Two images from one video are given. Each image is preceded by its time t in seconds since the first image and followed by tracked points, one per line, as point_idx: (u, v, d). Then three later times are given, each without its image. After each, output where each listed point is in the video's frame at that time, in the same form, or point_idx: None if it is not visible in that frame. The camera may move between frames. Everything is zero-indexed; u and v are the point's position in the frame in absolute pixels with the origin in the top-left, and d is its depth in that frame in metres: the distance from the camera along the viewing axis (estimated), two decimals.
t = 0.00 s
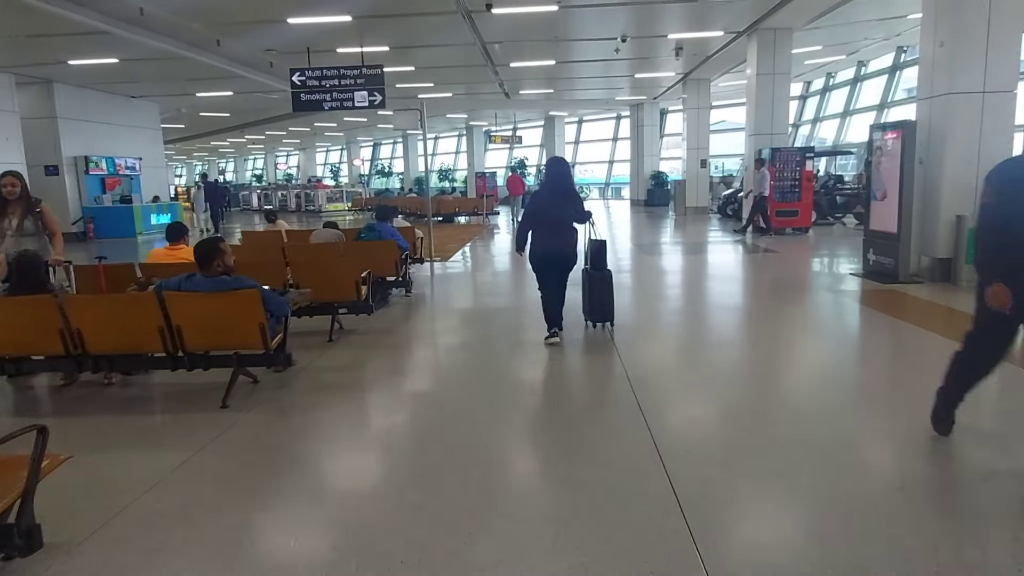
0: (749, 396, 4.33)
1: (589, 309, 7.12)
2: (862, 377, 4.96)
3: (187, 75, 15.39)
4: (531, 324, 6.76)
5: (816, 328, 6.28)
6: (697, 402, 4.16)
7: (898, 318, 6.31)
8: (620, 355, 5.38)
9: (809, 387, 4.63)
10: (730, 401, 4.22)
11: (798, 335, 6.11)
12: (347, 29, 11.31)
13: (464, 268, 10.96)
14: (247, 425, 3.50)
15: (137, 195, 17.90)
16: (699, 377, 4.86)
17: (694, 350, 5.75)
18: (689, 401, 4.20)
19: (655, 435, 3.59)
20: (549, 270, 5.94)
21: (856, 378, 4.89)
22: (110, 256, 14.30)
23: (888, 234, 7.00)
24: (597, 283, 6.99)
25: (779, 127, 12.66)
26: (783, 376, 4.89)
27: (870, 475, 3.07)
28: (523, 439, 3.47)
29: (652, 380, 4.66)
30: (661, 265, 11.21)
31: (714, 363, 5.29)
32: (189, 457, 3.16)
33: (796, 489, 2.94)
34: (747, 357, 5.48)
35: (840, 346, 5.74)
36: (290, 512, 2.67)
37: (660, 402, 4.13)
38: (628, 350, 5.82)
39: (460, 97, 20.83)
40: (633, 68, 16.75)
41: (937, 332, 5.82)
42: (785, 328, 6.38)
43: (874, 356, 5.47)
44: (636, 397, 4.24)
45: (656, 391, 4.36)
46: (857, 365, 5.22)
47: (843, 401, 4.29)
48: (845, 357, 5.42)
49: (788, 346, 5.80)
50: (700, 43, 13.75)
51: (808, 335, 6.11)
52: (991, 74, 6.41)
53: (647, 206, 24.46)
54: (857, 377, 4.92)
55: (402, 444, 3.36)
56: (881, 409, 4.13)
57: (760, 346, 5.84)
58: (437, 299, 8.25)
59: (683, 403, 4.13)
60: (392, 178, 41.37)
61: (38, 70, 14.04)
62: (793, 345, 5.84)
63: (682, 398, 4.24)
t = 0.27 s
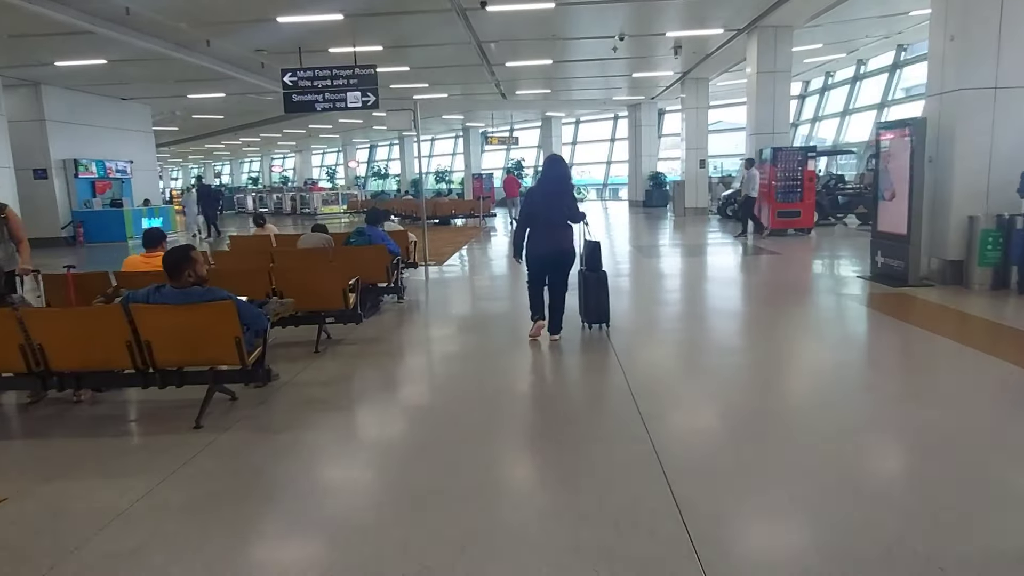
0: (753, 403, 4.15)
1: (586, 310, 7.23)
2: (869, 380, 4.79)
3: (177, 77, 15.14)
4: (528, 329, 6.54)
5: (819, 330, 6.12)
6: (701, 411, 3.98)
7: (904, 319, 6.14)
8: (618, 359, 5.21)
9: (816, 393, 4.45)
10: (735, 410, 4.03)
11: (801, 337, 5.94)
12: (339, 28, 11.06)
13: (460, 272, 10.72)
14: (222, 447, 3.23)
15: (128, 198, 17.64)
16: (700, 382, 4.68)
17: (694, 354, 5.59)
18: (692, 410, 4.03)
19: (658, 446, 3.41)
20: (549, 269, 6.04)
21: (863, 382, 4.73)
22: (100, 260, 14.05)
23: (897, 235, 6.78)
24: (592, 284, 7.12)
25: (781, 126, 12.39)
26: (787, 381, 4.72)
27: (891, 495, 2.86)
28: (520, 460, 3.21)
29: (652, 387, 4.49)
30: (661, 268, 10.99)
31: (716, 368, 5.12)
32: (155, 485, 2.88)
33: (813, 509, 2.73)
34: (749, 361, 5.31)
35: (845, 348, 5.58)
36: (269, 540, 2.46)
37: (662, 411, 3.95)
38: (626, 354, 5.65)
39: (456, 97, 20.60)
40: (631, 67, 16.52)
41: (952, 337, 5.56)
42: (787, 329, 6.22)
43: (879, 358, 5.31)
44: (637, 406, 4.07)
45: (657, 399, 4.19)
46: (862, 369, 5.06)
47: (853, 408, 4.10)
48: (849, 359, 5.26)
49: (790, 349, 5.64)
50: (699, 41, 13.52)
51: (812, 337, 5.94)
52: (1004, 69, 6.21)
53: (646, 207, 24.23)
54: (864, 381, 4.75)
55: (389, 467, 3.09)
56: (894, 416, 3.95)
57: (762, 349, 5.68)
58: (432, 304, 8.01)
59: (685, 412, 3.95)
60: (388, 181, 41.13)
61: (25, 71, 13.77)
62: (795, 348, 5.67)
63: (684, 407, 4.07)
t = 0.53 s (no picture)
0: (758, 412, 4.00)
1: (585, 312, 7.15)
2: (876, 386, 4.65)
3: (169, 77, 14.91)
4: (526, 336, 6.34)
5: (823, 334, 5.97)
6: (705, 422, 3.82)
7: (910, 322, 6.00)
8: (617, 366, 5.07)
9: (823, 401, 4.29)
10: (740, 420, 3.87)
11: (804, 342, 5.80)
12: (332, 27, 10.84)
13: (457, 275, 10.52)
14: (198, 471, 3.00)
15: (119, 201, 17.40)
16: (702, 389, 4.54)
17: (695, 359, 5.44)
18: (695, 420, 3.88)
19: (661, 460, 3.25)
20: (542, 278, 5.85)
21: (869, 388, 4.58)
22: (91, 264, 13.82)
23: (907, 237, 6.59)
24: (590, 286, 7.03)
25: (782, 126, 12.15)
26: (791, 387, 4.58)
27: (921, 521, 2.65)
28: (520, 484, 2.99)
29: (653, 395, 4.34)
30: (661, 271, 10.82)
31: (718, 374, 4.97)
32: (123, 515, 2.65)
33: (830, 535, 2.55)
34: (752, 367, 5.17)
35: (850, 352, 5.43)
36: None
37: (664, 422, 3.80)
38: (625, 360, 5.50)
39: (452, 98, 20.40)
40: (628, 67, 16.32)
41: (964, 344, 5.39)
42: (790, 333, 6.08)
43: (885, 362, 5.17)
44: (638, 416, 3.91)
45: (659, 409, 4.04)
46: (868, 374, 4.91)
47: (862, 417, 3.94)
48: (857, 366, 5.09)
49: (794, 354, 5.50)
50: (698, 39, 13.31)
51: (815, 341, 5.79)
52: (1016, 67, 6.03)
53: (644, 208, 24.04)
54: (870, 387, 4.60)
55: (378, 493, 2.86)
56: (905, 426, 3.79)
57: (764, 354, 5.53)
58: (427, 310, 7.81)
59: (688, 423, 3.80)
60: (385, 182, 40.91)
61: (13, 72, 13.52)
62: (798, 352, 5.53)
63: (686, 417, 3.92)
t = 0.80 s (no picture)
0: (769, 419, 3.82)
1: (584, 311, 6.96)
2: (887, 389, 4.48)
3: (159, 75, 14.64)
4: (525, 341, 6.11)
5: (830, 336, 5.79)
6: (713, 429, 3.65)
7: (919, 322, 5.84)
8: (618, 368, 4.89)
9: (836, 406, 4.10)
10: (752, 428, 3.69)
11: (810, 343, 5.64)
12: (325, 24, 10.60)
13: (452, 277, 10.28)
14: (175, 491, 2.76)
15: (109, 202, 17.11)
16: (709, 394, 4.35)
17: (698, 361, 5.27)
18: (703, 427, 3.70)
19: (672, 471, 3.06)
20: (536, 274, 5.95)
21: (881, 392, 4.41)
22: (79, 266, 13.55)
23: (919, 237, 6.39)
24: (590, 286, 6.85)
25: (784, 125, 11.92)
26: (799, 391, 4.40)
27: (964, 547, 2.42)
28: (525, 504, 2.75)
29: (658, 400, 4.16)
30: (661, 272, 10.61)
31: (723, 376, 4.80)
32: (90, 543, 2.41)
33: (863, 562, 2.34)
34: (758, 369, 4.99)
35: (857, 354, 5.28)
36: None
37: (672, 430, 3.62)
38: (625, 362, 5.32)
39: (448, 97, 20.16)
40: (626, 66, 16.09)
41: (981, 348, 5.18)
42: (795, 334, 5.91)
43: (895, 365, 5.00)
44: (644, 424, 3.73)
45: (665, 416, 3.86)
46: (879, 377, 4.74)
47: (879, 425, 3.75)
48: (869, 369, 4.90)
49: (802, 356, 5.30)
50: (698, 37, 13.10)
51: (822, 343, 5.62)
52: None
53: (641, 209, 23.83)
54: (882, 391, 4.43)
55: (371, 515, 2.63)
56: (925, 434, 3.61)
57: (770, 355, 5.36)
58: (422, 313, 7.57)
59: (696, 430, 3.62)
60: (380, 183, 40.63)
61: None
62: (805, 354, 5.36)
63: (695, 424, 3.72)
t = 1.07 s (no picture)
0: (776, 436, 3.70)
1: (581, 316, 6.78)
2: (893, 398, 4.38)
3: (149, 77, 14.41)
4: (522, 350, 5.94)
5: (836, 344, 5.63)
6: (720, 449, 3.52)
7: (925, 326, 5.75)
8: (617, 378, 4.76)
9: (844, 420, 3.98)
10: (759, 447, 3.56)
11: (813, 350, 5.53)
12: (317, 23, 10.38)
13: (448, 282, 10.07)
14: (145, 526, 2.55)
15: (100, 205, 16.86)
16: (712, 407, 4.23)
17: (698, 370, 5.16)
18: (709, 450, 3.53)
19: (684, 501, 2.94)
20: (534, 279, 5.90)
21: (888, 401, 4.31)
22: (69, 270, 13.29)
23: (929, 243, 6.23)
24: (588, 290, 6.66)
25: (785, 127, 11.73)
26: (804, 404, 4.29)
27: None
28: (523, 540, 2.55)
29: (659, 416, 4.04)
30: (659, 276, 10.42)
31: (725, 386, 4.69)
32: None
33: None
34: (759, 378, 4.89)
35: (861, 361, 5.18)
36: None
37: (678, 451, 3.49)
38: (623, 371, 5.20)
39: (443, 98, 19.95)
40: (623, 67, 15.89)
41: (996, 358, 5.00)
42: (799, 342, 5.76)
43: (899, 371, 4.91)
44: (648, 443, 3.60)
45: (668, 434, 3.73)
46: (883, 384, 4.65)
47: (892, 441, 3.63)
48: (879, 381, 4.72)
49: (809, 367, 5.13)
50: (696, 38, 12.92)
51: (827, 350, 5.51)
52: None
53: (638, 211, 23.66)
54: (888, 401, 4.33)
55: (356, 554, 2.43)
56: (939, 450, 3.50)
57: (771, 363, 5.26)
58: (417, 321, 7.38)
59: (703, 453, 3.49)
60: (375, 185, 40.40)
61: None
62: (806, 362, 5.26)
63: (699, 444, 3.59)
